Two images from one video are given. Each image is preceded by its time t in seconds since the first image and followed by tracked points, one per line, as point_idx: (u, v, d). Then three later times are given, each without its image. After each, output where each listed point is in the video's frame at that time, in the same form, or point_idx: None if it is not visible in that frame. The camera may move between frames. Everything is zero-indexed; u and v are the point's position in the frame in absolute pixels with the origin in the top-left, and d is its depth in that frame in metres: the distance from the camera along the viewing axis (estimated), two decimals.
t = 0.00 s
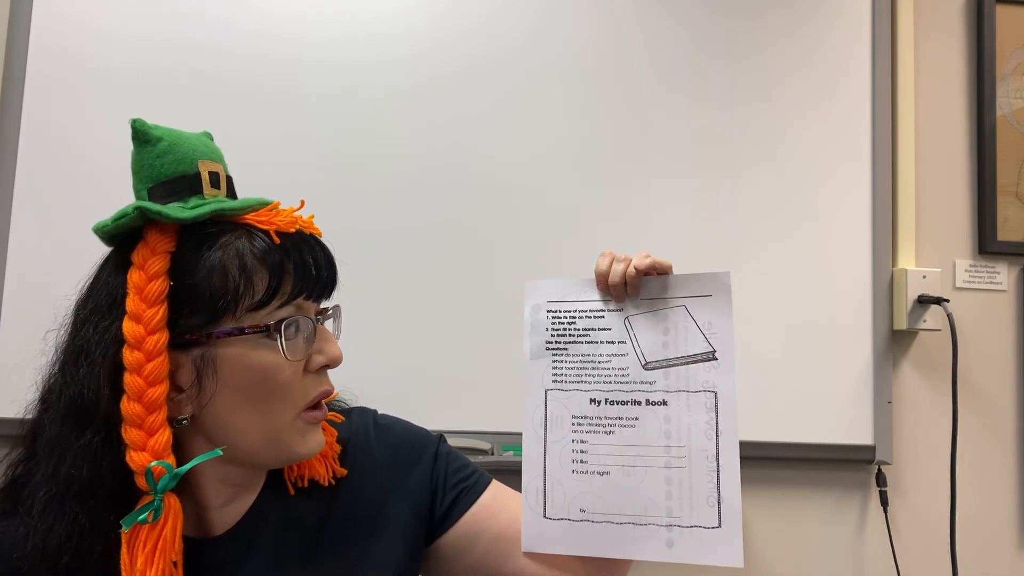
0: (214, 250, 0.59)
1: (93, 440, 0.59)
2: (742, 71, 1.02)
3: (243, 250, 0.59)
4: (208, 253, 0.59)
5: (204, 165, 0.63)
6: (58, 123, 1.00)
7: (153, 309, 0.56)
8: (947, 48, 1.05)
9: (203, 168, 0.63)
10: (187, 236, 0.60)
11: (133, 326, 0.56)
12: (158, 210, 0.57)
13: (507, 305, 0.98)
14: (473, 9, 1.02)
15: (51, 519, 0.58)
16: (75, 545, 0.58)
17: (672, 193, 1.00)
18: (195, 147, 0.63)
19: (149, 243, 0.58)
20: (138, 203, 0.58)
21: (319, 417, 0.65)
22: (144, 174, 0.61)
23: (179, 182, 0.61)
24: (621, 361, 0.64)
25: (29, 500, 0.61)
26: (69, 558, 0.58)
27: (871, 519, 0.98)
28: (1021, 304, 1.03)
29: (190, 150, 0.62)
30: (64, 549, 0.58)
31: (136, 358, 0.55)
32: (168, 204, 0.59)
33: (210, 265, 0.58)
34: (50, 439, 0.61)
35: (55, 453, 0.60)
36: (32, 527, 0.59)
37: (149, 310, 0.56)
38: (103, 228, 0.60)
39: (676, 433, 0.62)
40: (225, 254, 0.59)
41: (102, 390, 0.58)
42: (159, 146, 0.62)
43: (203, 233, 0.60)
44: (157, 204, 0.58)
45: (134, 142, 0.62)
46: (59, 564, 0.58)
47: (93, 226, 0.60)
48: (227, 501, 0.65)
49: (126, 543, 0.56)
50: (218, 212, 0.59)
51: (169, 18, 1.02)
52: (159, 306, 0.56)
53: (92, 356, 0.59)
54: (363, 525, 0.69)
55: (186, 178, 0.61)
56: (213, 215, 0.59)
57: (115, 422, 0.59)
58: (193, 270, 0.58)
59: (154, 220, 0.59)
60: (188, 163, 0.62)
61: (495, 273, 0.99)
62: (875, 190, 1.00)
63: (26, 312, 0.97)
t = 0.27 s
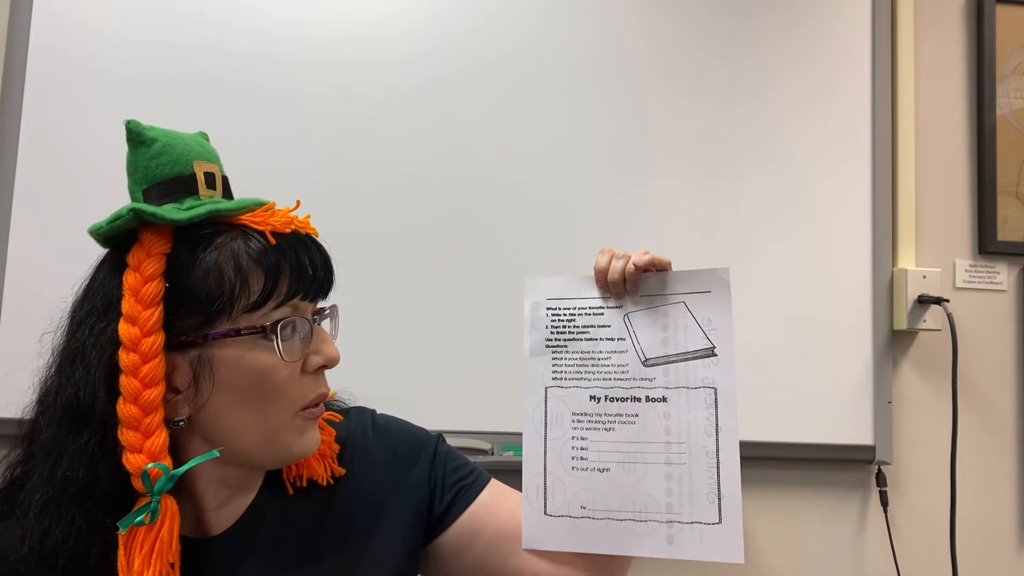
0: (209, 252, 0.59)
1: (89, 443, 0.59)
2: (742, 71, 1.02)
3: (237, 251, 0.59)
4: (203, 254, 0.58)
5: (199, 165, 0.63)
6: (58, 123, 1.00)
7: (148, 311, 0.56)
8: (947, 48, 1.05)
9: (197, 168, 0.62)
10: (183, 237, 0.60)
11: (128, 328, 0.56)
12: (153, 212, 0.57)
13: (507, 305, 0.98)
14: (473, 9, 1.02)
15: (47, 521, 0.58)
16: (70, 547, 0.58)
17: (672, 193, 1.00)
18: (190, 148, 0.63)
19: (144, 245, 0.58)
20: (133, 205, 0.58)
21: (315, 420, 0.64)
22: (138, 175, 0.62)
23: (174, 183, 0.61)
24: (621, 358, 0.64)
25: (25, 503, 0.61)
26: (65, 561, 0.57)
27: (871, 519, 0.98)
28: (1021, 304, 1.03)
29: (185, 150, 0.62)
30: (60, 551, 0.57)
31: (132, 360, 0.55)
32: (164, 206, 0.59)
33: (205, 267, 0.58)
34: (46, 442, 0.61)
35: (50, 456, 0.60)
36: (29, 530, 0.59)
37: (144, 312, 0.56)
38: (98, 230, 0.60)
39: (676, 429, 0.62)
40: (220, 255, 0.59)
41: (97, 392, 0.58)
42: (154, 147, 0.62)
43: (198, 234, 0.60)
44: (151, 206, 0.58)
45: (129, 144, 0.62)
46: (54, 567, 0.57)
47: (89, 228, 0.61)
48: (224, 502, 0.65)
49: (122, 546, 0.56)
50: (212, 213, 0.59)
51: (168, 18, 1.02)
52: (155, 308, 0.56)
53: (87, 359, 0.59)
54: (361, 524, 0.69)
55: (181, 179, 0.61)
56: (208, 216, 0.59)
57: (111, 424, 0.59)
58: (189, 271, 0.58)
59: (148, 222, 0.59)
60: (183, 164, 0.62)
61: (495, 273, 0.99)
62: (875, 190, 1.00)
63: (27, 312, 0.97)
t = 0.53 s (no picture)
0: (205, 250, 0.59)
1: (86, 440, 0.59)
2: (742, 71, 1.02)
3: (233, 249, 0.59)
4: (199, 252, 0.58)
5: (196, 165, 0.63)
6: (57, 124, 1.00)
7: (145, 310, 0.56)
8: (947, 47, 1.05)
9: (194, 168, 0.62)
10: (178, 236, 0.60)
11: (125, 327, 0.56)
12: (148, 211, 0.57)
13: (507, 305, 0.98)
14: (473, 9, 1.02)
15: (42, 519, 0.58)
16: (66, 544, 0.58)
17: (672, 193, 1.00)
18: (187, 148, 0.63)
19: (140, 244, 0.58)
20: (128, 205, 0.58)
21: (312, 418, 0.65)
22: (135, 176, 0.62)
23: (170, 184, 0.61)
24: (622, 350, 0.64)
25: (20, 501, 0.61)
26: (60, 557, 0.57)
27: (871, 519, 0.98)
28: (1021, 304, 1.03)
29: (182, 150, 0.62)
30: (55, 548, 0.57)
31: (129, 359, 0.55)
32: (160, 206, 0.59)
33: (201, 265, 0.58)
34: (43, 440, 0.61)
35: (47, 453, 0.60)
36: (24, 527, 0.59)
37: (141, 311, 0.56)
38: (95, 230, 0.59)
39: (676, 420, 0.62)
40: (216, 253, 0.59)
41: (93, 390, 0.58)
42: (150, 148, 0.62)
43: (194, 233, 0.60)
44: (148, 205, 0.58)
45: (126, 144, 0.62)
46: (48, 564, 0.57)
47: (86, 228, 0.60)
48: (222, 500, 0.65)
49: (116, 545, 0.56)
50: (208, 212, 0.59)
51: (168, 18, 1.02)
52: (151, 307, 0.56)
53: (84, 357, 0.59)
54: (362, 518, 0.69)
55: (178, 179, 0.61)
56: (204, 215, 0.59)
57: (107, 422, 0.58)
58: (185, 270, 0.58)
59: (144, 221, 0.59)
60: (179, 164, 0.62)
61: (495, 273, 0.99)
62: (875, 190, 1.00)
63: (27, 314, 0.97)
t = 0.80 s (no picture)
0: (216, 243, 0.59)
1: (98, 428, 0.59)
2: (742, 71, 1.02)
3: (244, 242, 0.60)
4: (210, 245, 0.59)
5: (207, 164, 0.63)
6: (57, 122, 1.00)
7: (156, 301, 0.56)
8: (947, 47, 1.05)
9: (205, 167, 0.62)
10: (190, 229, 0.60)
11: (137, 317, 0.56)
12: (161, 204, 0.57)
13: (507, 305, 0.98)
14: (474, 8, 1.02)
15: (55, 504, 0.58)
16: (78, 531, 0.57)
17: (672, 193, 1.00)
18: (199, 147, 0.63)
19: (152, 237, 0.58)
20: (142, 198, 0.58)
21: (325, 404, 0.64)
22: (147, 173, 0.62)
23: (182, 181, 0.61)
24: (623, 352, 0.64)
25: (33, 488, 0.61)
26: (73, 543, 0.57)
27: (871, 519, 0.98)
28: (1021, 304, 1.03)
29: (194, 149, 0.62)
30: (67, 534, 0.57)
31: (140, 348, 0.56)
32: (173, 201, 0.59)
33: (211, 258, 0.58)
34: (56, 427, 0.61)
35: (60, 440, 0.60)
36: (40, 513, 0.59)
37: (152, 302, 0.56)
38: (109, 224, 0.60)
39: (678, 422, 0.62)
40: (227, 246, 0.59)
41: (106, 378, 0.58)
42: (163, 146, 0.62)
43: (205, 227, 0.60)
44: (161, 199, 0.58)
45: (139, 142, 0.63)
46: (60, 550, 0.57)
47: (100, 222, 0.61)
48: (234, 494, 0.66)
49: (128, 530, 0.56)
50: (218, 207, 0.59)
51: (168, 17, 1.02)
52: (163, 298, 0.57)
53: (97, 347, 0.59)
54: (365, 519, 0.69)
55: (190, 177, 0.61)
56: (215, 209, 0.59)
57: (120, 410, 0.58)
58: (196, 262, 0.58)
59: (157, 214, 0.59)
60: (191, 163, 0.62)
61: (495, 272, 0.99)
62: (875, 190, 1.01)
63: (25, 312, 0.97)
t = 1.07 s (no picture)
0: (217, 243, 0.59)
1: (95, 429, 0.59)
2: (742, 70, 1.02)
3: (245, 243, 0.60)
4: (211, 245, 0.59)
5: (209, 163, 0.63)
6: (57, 122, 1.00)
7: (156, 301, 0.56)
8: (948, 47, 1.05)
9: (206, 167, 0.62)
10: (191, 229, 0.60)
11: (136, 317, 0.56)
12: (162, 204, 0.57)
13: (507, 305, 0.98)
14: (474, 8, 1.02)
15: (52, 505, 0.58)
16: (75, 532, 0.57)
17: (672, 193, 1.00)
18: (201, 147, 0.63)
19: (153, 237, 0.58)
20: (143, 197, 0.58)
21: (328, 405, 0.64)
22: (149, 172, 0.62)
23: (183, 180, 0.61)
24: (628, 357, 0.64)
25: (31, 489, 0.61)
26: (69, 544, 0.57)
27: (871, 519, 0.98)
28: (1021, 304, 1.03)
29: (195, 148, 0.62)
30: (64, 534, 0.57)
31: (139, 348, 0.56)
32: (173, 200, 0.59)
33: (212, 257, 0.58)
34: (54, 428, 0.61)
35: (57, 441, 0.60)
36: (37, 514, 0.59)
37: (152, 302, 0.56)
38: (108, 222, 0.60)
39: (682, 428, 0.62)
40: (228, 246, 0.59)
41: (104, 379, 0.58)
42: (164, 145, 0.62)
43: (206, 227, 0.60)
44: (162, 199, 0.58)
45: (140, 141, 0.62)
46: (57, 550, 0.57)
47: (100, 221, 0.61)
48: (234, 496, 0.66)
49: (126, 529, 0.56)
50: (220, 207, 0.59)
51: (168, 17, 1.02)
52: (163, 298, 0.56)
53: (96, 347, 0.59)
54: (366, 522, 0.69)
55: (191, 177, 0.61)
56: (216, 209, 0.59)
57: (118, 411, 0.58)
58: (197, 262, 0.58)
59: (158, 214, 0.59)
60: (194, 162, 0.62)
61: (495, 272, 0.99)
62: (875, 190, 1.01)
63: (25, 311, 0.97)
